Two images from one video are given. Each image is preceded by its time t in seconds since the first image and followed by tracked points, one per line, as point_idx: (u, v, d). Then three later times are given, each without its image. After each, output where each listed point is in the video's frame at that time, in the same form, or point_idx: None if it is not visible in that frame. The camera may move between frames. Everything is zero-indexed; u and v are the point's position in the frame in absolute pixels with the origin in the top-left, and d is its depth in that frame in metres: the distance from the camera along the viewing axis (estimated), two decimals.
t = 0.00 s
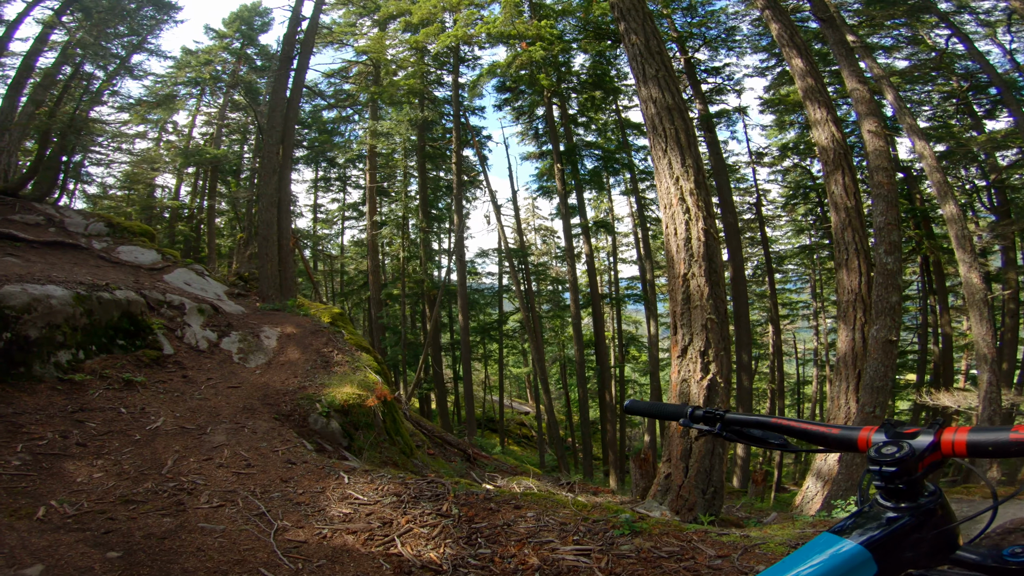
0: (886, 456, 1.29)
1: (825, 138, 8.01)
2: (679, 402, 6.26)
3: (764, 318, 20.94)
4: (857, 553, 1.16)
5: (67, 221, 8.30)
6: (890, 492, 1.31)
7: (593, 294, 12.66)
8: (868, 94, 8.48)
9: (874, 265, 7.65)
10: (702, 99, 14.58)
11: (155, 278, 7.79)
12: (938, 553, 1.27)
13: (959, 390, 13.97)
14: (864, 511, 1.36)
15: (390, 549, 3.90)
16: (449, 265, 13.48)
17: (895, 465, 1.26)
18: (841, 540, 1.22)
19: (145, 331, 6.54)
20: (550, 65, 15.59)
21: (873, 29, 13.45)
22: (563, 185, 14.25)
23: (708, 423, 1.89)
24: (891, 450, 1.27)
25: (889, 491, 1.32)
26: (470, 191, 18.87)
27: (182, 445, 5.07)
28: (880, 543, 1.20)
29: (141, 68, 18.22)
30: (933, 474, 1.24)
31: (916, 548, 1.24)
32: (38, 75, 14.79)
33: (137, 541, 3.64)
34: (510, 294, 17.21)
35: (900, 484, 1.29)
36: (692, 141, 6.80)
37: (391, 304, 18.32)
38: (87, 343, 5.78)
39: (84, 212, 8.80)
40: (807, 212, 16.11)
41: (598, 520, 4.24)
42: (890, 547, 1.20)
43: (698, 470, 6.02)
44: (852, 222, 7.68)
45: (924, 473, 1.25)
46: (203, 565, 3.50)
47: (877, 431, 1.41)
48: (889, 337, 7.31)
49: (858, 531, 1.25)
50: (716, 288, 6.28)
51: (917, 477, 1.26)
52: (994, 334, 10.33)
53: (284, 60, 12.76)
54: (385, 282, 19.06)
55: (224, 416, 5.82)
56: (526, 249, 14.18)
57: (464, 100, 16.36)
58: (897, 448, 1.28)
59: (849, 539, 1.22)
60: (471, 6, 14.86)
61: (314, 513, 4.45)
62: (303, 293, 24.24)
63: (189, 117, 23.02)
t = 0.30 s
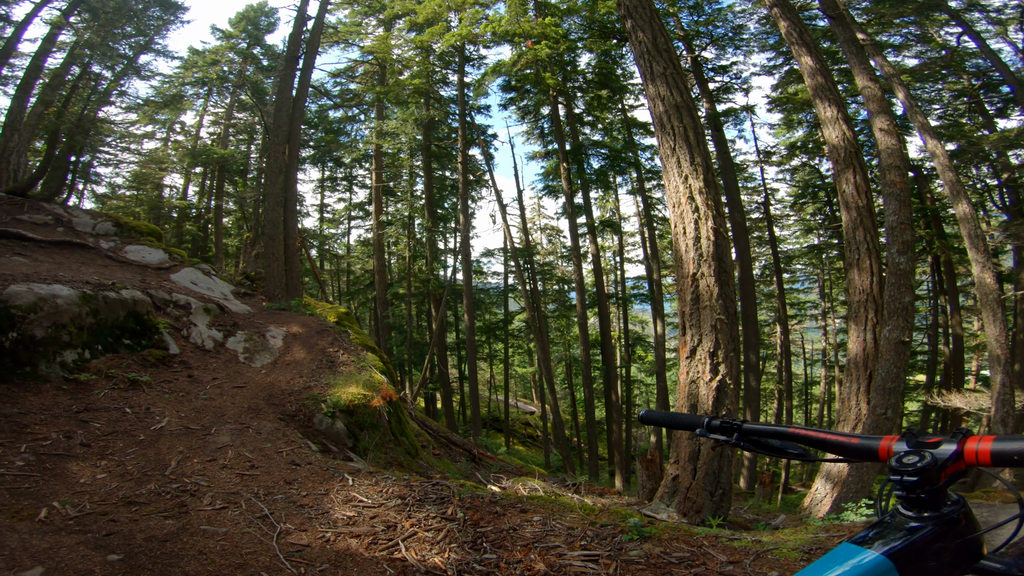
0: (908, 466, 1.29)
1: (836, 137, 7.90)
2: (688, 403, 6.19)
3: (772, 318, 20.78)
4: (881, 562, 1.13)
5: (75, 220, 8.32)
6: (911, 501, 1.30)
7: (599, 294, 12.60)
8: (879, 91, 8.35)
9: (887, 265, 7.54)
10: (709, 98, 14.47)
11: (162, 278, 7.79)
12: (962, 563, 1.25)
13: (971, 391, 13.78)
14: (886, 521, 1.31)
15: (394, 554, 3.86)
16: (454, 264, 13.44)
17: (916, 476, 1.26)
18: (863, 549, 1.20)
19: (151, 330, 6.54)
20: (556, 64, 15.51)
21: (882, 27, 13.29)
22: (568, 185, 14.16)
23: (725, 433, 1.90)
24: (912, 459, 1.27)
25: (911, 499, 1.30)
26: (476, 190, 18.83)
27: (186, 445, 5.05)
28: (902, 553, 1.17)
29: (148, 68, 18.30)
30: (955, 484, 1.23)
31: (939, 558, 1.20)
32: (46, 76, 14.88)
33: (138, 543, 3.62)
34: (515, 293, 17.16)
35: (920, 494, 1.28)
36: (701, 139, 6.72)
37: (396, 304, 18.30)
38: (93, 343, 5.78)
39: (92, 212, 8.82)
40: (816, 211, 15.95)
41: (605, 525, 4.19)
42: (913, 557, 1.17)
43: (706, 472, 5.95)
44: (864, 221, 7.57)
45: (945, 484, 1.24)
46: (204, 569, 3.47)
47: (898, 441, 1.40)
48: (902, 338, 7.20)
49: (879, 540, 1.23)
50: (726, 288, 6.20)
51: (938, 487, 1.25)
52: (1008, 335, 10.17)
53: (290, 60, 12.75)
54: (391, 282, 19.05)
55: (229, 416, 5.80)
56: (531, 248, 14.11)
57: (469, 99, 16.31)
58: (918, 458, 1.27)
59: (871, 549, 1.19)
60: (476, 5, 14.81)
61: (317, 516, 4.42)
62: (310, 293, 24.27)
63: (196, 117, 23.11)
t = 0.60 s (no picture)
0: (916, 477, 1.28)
1: (846, 135, 7.82)
2: (697, 405, 6.12)
3: (780, 318, 20.63)
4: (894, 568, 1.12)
5: (83, 220, 8.34)
6: (920, 509, 1.30)
7: (606, 294, 12.52)
8: (890, 90, 8.25)
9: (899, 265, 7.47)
10: (716, 97, 14.37)
11: (169, 278, 7.81)
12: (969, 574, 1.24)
13: (983, 392, 13.60)
14: (901, 529, 1.30)
15: (400, 558, 3.83)
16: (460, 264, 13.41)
17: (923, 485, 1.26)
18: (875, 556, 1.19)
19: (158, 331, 6.55)
20: (561, 63, 15.46)
21: (890, 25, 13.15)
22: (574, 184, 14.09)
23: (738, 446, 1.85)
24: (918, 467, 1.27)
25: (918, 508, 1.30)
26: (481, 190, 18.79)
27: (192, 447, 5.04)
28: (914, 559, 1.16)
29: (155, 69, 18.39)
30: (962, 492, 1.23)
31: (949, 564, 1.19)
32: (55, 77, 14.96)
33: (142, 546, 3.60)
34: (521, 293, 17.10)
35: (928, 503, 1.27)
36: (709, 138, 6.65)
37: (402, 304, 18.29)
38: (100, 343, 5.79)
39: (100, 212, 8.85)
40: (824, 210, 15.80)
41: (614, 529, 4.14)
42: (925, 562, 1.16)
43: (715, 474, 5.89)
44: (875, 220, 7.48)
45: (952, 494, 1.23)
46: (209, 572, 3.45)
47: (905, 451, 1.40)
48: (914, 339, 7.09)
49: (889, 548, 1.23)
50: (736, 288, 6.13)
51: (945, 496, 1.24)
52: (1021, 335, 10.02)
53: (295, 60, 12.76)
54: (397, 282, 19.04)
55: (235, 416, 5.79)
56: (537, 248, 14.04)
57: (475, 99, 16.28)
58: (925, 467, 1.27)
59: (884, 556, 1.18)
60: (481, 4, 14.77)
61: (323, 519, 4.40)
62: (316, 292, 24.30)
63: (204, 117, 23.20)
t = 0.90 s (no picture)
0: (922, 471, 1.25)
1: (857, 134, 7.75)
2: (705, 404, 6.09)
3: (790, 318, 20.48)
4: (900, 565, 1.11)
5: (95, 220, 8.42)
6: (928, 505, 1.27)
7: (613, 294, 12.48)
8: (901, 88, 8.16)
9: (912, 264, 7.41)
10: (724, 95, 14.28)
11: (180, 277, 7.86)
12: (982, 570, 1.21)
13: (997, 392, 13.42)
14: (911, 525, 1.28)
15: (407, 557, 3.84)
16: (468, 263, 13.42)
17: (930, 479, 1.23)
18: (883, 553, 1.18)
19: (169, 329, 6.60)
20: (568, 62, 15.42)
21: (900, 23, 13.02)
22: (582, 183, 14.05)
23: (750, 444, 1.85)
24: (925, 462, 1.24)
25: (927, 503, 1.28)
26: (488, 189, 18.79)
27: (202, 445, 5.08)
28: (921, 555, 1.14)
29: (165, 70, 18.55)
30: (972, 488, 1.19)
31: (958, 559, 1.17)
32: (67, 78, 15.10)
33: (152, 544, 3.63)
34: (528, 293, 17.08)
35: (935, 499, 1.25)
36: (718, 136, 6.61)
37: (410, 303, 18.32)
38: (112, 342, 5.84)
39: (112, 212, 8.93)
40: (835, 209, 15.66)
41: (622, 529, 4.13)
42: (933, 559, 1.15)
43: (723, 475, 5.86)
44: (887, 219, 7.41)
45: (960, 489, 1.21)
46: (218, 570, 3.47)
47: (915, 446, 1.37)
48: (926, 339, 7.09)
49: (897, 544, 1.21)
50: (746, 288, 6.09)
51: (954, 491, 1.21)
52: None
53: (303, 60, 12.82)
54: (405, 281, 19.08)
55: (245, 415, 5.83)
56: (544, 247, 14.01)
57: (482, 98, 16.28)
58: (932, 461, 1.24)
59: (893, 551, 1.18)
60: (487, 3, 14.75)
61: (331, 517, 4.41)
62: (324, 292, 24.40)
63: (213, 117, 23.37)
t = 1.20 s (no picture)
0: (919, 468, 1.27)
1: (867, 133, 7.69)
2: (713, 404, 6.08)
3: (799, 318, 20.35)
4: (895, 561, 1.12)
5: (108, 221, 8.52)
6: (928, 501, 1.27)
7: (621, 293, 12.46)
8: (913, 86, 8.09)
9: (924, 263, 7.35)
10: (733, 94, 14.20)
11: (192, 277, 7.93)
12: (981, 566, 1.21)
13: (1010, 393, 13.26)
14: (912, 523, 1.28)
15: (415, 554, 3.86)
16: (475, 263, 13.44)
17: (927, 476, 1.24)
18: (882, 550, 1.18)
19: (181, 328, 6.66)
20: (574, 61, 15.40)
21: (910, 21, 12.89)
22: (590, 182, 14.03)
23: (753, 442, 1.85)
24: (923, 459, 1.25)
25: (926, 500, 1.28)
26: (496, 189, 18.82)
27: (213, 443, 5.13)
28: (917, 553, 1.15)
29: (176, 71, 18.73)
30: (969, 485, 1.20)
31: (955, 556, 1.17)
32: (79, 79, 15.25)
33: (164, 541, 3.68)
34: (535, 292, 17.07)
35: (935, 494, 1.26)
36: (727, 135, 6.58)
37: (418, 303, 18.37)
38: (125, 341, 5.91)
39: (124, 212, 9.03)
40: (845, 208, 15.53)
41: (628, 528, 4.13)
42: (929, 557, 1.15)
43: (731, 475, 5.84)
44: (898, 218, 7.34)
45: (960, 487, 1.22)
46: (228, 567, 3.52)
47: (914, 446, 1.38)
48: (938, 339, 6.96)
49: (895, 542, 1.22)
50: (754, 288, 6.06)
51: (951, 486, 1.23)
52: None
53: (312, 61, 12.90)
54: (413, 281, 19.14)
55: (255, 413, 5.88)
56: (551, 247, 14.00)
57: (489, 98, 16.29)
58: (928, 459, 1.25)
59: (892, 548, 1.18)
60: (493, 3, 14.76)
61: (340, 515, 4.45)
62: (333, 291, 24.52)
63: (223, 118, 23.54)
